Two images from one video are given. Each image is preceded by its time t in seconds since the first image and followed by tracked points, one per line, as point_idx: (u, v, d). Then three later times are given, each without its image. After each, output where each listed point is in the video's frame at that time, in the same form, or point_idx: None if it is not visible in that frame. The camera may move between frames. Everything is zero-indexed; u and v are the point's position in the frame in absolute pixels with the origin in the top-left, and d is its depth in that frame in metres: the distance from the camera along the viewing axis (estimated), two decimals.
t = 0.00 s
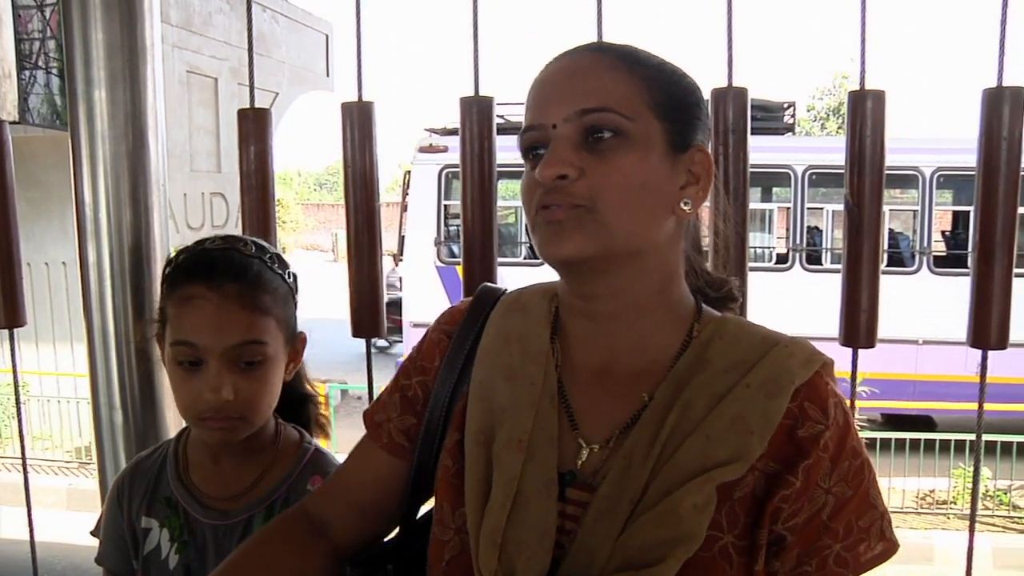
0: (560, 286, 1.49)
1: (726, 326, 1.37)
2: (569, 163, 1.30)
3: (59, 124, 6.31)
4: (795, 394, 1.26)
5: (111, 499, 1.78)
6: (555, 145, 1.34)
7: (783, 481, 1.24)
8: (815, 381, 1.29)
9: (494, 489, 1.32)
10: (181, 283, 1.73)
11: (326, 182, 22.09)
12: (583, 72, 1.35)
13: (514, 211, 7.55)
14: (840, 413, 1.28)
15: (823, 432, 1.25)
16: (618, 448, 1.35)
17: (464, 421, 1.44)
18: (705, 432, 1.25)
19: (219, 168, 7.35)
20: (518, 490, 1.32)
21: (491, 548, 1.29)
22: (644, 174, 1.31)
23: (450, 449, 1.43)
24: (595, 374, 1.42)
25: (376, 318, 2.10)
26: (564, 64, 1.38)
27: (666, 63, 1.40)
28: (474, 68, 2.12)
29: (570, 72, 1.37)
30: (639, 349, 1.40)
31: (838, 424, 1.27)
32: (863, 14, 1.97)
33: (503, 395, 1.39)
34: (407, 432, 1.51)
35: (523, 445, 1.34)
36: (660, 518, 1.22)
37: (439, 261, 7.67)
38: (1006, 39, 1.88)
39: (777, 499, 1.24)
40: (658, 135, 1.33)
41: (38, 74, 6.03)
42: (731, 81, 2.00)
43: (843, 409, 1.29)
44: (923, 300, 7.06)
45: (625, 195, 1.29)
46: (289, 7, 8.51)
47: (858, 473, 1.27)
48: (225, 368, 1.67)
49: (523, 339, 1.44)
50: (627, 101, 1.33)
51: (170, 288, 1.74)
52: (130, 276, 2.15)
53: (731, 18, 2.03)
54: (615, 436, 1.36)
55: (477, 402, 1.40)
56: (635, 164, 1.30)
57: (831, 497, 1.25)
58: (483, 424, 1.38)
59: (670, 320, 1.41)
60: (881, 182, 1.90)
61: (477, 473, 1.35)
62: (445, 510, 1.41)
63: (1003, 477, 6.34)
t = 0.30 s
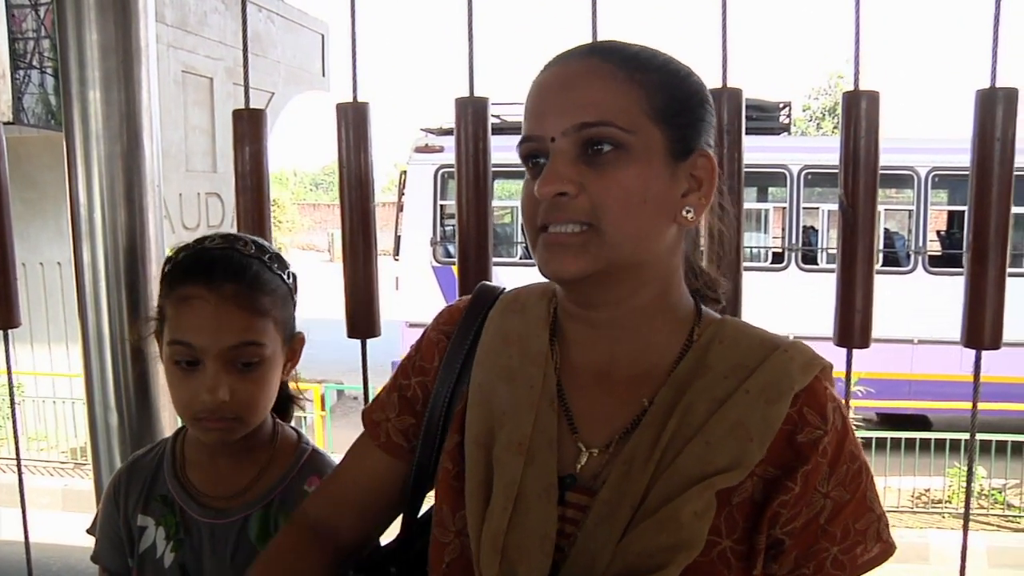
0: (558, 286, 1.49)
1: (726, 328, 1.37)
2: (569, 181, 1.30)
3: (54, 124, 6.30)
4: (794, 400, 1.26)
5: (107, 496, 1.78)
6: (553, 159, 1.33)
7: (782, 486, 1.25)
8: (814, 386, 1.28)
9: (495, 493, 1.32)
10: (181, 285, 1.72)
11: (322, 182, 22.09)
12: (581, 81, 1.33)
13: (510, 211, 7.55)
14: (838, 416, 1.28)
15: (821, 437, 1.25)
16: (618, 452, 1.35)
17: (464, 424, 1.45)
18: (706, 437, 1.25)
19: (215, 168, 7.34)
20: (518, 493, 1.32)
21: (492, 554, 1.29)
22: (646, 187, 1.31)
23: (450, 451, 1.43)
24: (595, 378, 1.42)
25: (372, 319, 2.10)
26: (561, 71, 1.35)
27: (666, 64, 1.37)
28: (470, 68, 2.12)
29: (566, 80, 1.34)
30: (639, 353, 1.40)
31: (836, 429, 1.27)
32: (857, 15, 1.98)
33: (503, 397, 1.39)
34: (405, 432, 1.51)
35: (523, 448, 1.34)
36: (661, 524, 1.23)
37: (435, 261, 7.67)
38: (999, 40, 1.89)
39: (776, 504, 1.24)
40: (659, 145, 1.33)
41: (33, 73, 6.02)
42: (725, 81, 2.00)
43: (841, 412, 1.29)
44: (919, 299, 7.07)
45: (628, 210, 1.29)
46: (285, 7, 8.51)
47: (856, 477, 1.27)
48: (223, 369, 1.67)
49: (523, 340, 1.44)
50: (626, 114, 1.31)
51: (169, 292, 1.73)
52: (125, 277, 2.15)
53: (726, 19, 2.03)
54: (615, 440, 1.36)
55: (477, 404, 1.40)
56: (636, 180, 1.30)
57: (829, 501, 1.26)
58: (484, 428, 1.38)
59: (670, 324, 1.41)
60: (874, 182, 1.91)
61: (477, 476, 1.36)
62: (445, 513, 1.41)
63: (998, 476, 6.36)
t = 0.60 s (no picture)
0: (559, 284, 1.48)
1: (727, 332, 1.35)
2: (569, 180, 1.29)
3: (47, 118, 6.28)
4: (791, 408, 1.25)
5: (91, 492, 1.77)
6: (555, 157, 1.32)
7: (774, 494, 1.24)
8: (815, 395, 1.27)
9: (486, 492, 1.33)
10: (170, 268, 1.72)
11: (318, 179, 22.07)
12: (586, 78, 1.32)
13: (505, 208, 7.53)
14: (837, 427, 1.27)
15: (817, 448, 1.24)
16: (611, 455, 1.34)
17: (457, 419, 1.44)
18: (698, 444, 1.24)
19: (209, 163, 7.31)
20: (508, 492, 1.33)
21: (479, 551, 1.31)
22: (648, 188, 1.29)
23: (442, 446, 1.44)
24: (592, 378, 1.41)
25: (364, 313, 2.09)
26: (566, 67, 1.34)
27: (676, 62, 1.36)
28: (464, 63, 2.11)
29: (571, 78, 1.33)
30: (636, 355, 1.39)
31: (835, 440, 1.26)
32: (851, 12, 1.97)
33: (499, 394, 1.39)
34: (417, 436, 1.50)
35: (516, 448, 1.34)
36: (649, 528, 1.23)
37: (429, 257, 7.66)
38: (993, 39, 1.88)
39: (767, 512, 1.24)
40: (665, 145, 1.31)
41: (26, 67, 6.00)
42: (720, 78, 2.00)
43: (841, 421, 1.28)
44: (912, 299, 7.08)
45: (629, 213, 1.28)
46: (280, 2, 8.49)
47: (853, 489, 1.26)
48: (209, 352, 1.66)
49: (520, 337, 1.44)
50: (631, 113, 1.30)
51: (158, 275, 1.73)
52: (116, 270, 2.14)
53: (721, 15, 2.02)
54: (609, 442, 1.35)
55: (470, 402, 1.40)
56: (639, 181, 1.29)
57: (824, 512, 1.25)
58: (477, 426, 1.38)
59: (670, 327, 1.39)
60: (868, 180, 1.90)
61: (468, 473, 1.37)
62: (436, 509, 1.42)
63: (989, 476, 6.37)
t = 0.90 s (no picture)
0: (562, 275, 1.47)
1: (733, 327, 1.35)
2: (575, 172, 1.28)
3: (37, 110, 6.25)
4: (799, 405, 1.24)
5: (74, 488, 1.75)
6: (560, 146, 1.31)
7: (779, 491, 1.24)
8: (821, 391, 1.26)
9: (488, 486, 1.32)
10: (150, 251, 1.72)
11: (311, 172, 22.04)
12: (592, 66, 1.31)
13: (498, 201, 7.53)
14: (842, 424, 1.26)
15: (823, 445, 1.24)
16: (616, 449, 1.33)
17: (459, 410, 1.43)
18: (706, 439, 1.24)
19: (202, 156, 7.28)
20: (512, 485, 1.31)
21: (482, 545, 1.29)
22: (654, 180, 1.29)
23: (443, 437, 1.43)
24: (596, 370, 1.40)
25: (356, 305, 2.09)
26: (573, 54, 1.33)
27: (683, 50, 1.35)
28: (455, 54, 2.10)
29: (577, 65, 1.32)
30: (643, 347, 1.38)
31: (840, 438, 1.25)
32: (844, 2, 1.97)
33: (502, 386, 1.38)
34: (408, 421, 1.48)
35: (520, 442, 1.33)
36: (655, 525, 1.22)
37: (423, 250, 7.65)
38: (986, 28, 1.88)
39: (771, 508, 1.24)
40: (672, 136, 1.31)
41: (16, 59, 5.97)
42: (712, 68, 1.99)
43: (846, 419, 1.28)
44: (905, 291, 7.10)
45: (635, 205, 1.27)
46: None
47: (857, 487, 1.26)
48: (186, 334, 1.65)
49: (524, 327, 1.43)
50: (638, 102, 1.29)
51: (137, 257, 1.73)
52: (106, 262, 2.13)
53: (713, 5, 2.02)
54: (614, 436, 1.34)
55: (474, 392, 1.39)
56: (645, 172, 1.28)
57: (828, 509, 1.25)
58: (480, 417, 1.37)
59: (676, 321, 1.38)
60: (860, 169, 1.90)
61: (470, 466, 1.35)
62: (436, 500, 1.41)
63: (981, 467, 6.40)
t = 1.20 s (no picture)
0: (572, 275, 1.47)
1: (743, 329, 1.35)
2: (585, 169, 1.28)
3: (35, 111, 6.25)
4: (810, 409, 1.24)
5: (74, 489, 1.75)
6: (571, 144, 1.31)
7: (790, 496, 1.24)
8: (832, 396, 1.26)
9: (499, 488, 1.32)
10: (150, 250, 1.73)
11: (308, 172, 22.05)
12: (604, 64, 1.31)
13: (496, 201, 7.54)
14: (853, 428, 1.26)
15: (834, 449, 1.23)
16: (626, 452, 1.33)
17: (465, 412, 1.42)
18: (718, 443, 1.24)
19: (199, 157, 7.27)
20: (523, 487, 1.32)
21: (493, 548, 1.30)
22: (665, 181, 1.29)
23: (450, 438, 1.41)
24: (605, 373, 1.40)
25: (354, 302, 2.08)
26: (586, 52, 1.33)
27: (697, 51, 1.35)
28: (453, 54, 2.10)
29: (590, 63, 1.32)
30: (653, 350, 1.38)
31: (851, 442, 1.25)
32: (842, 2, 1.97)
33: (511, 386, 1.37)
34: (396, 409, 1.50)
35: (529, 443, 1.33)
36: (667, 529, 1.22)
37: (420, 250, 7.65)
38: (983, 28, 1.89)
39: (783, 514, 1.24)
40: (684, 137, 1.31)
41: (13, 60, 5.96)
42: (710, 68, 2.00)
43: (857, 424, 1.27)
44: (902, 291, 7.11)
45: (644, 206, 1.28)
46: None
47: (867, 492, 1.26)
48: (181, 331, 1.65)
49: (532, 327, 1.42)
50: (651, 103, 1.29)
51: (136, 255, 1.73)
52: (105, 263, 2.13)
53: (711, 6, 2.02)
54: (624, 438, 1.34)
55: (481, 393, 1.37)
56: (656, 173, 1.28)
57: (838, 514, 1.25)
58: (489, 419, 1.36)
59: (685, 324, 1.39)
60: (859, 169, 1.90)
61: (480, 469, 1.35)
62: (443, 502, 1.41)
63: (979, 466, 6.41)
